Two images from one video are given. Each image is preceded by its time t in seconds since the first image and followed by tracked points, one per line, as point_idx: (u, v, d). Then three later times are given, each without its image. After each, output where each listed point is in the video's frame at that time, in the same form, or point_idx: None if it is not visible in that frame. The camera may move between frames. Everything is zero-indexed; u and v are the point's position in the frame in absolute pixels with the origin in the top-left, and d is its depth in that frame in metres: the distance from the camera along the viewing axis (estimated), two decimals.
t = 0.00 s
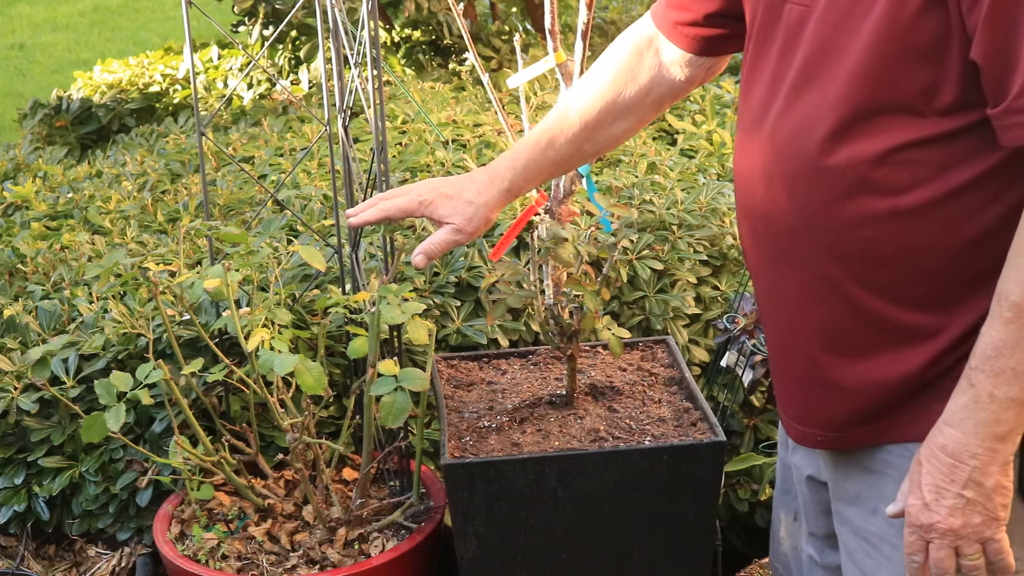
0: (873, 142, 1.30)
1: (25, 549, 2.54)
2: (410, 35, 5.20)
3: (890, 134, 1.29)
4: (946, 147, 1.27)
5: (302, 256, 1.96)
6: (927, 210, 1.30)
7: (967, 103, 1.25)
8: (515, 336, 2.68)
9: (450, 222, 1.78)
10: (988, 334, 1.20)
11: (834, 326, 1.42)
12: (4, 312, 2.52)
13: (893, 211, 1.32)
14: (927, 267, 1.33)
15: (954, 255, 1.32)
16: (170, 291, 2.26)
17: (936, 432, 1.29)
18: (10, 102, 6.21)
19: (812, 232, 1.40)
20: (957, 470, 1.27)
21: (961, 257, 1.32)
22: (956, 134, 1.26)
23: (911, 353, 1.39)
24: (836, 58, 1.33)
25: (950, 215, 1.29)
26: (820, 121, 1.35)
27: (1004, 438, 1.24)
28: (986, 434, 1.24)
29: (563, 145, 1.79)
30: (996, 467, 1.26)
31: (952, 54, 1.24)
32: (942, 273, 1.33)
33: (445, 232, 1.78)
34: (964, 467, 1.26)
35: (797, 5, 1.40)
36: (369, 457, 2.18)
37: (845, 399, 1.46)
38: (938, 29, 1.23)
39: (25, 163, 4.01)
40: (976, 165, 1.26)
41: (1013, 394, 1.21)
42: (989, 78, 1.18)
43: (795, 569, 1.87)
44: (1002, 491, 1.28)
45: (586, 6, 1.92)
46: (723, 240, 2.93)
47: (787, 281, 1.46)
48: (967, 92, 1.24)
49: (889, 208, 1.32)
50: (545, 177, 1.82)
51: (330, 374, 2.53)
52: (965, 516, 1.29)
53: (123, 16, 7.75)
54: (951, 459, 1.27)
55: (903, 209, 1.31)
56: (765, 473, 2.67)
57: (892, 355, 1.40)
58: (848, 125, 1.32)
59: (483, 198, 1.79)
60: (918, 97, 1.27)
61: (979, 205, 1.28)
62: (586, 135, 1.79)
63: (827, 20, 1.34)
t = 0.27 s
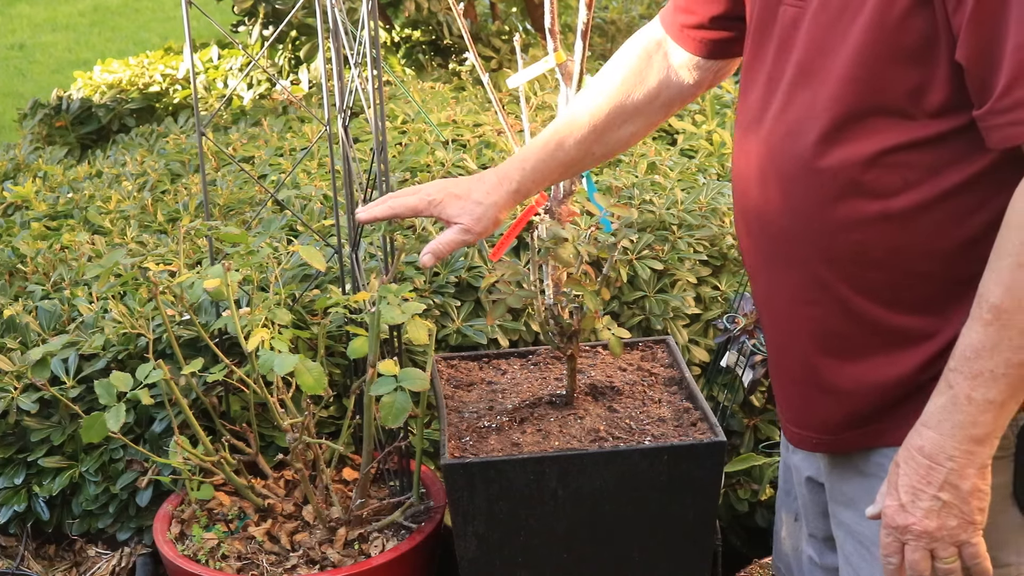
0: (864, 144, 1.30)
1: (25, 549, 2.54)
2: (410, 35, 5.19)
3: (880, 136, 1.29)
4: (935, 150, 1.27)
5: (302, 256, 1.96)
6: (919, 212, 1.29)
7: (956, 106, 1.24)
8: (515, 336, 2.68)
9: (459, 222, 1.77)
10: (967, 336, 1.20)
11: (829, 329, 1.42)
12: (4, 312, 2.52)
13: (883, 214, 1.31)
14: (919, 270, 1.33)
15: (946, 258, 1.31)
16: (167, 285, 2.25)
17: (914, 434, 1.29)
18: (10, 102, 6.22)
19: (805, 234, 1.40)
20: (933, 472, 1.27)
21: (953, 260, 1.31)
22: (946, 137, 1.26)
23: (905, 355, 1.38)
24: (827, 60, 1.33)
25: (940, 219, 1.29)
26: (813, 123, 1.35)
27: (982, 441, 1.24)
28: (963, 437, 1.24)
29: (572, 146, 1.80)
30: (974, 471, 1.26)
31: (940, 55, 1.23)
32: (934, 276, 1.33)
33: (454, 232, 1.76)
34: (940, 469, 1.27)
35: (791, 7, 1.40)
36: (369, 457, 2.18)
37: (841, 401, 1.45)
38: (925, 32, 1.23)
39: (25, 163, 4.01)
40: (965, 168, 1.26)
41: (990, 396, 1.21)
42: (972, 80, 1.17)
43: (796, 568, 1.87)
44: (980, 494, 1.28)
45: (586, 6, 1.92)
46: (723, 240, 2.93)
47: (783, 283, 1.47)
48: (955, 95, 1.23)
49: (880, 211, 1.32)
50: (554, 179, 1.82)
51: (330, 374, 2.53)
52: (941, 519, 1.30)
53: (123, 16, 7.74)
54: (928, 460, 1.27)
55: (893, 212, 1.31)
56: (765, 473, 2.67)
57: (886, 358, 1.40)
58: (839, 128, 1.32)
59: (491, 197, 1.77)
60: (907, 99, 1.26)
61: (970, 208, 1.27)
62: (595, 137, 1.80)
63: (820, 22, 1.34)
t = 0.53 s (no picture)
0: (850, 148, 1.29)
1: (25, 549, 2.54)
2: (410, 34, 5.20)
3: (866, 141, 1.28)
4: (921, 156, 1.25)
5: (302, 255, 1.96)
6: (906, 217, 1.29)
7: (941, 111, 1.22)
8: (515, 336, 2.68)
9: (545, 235, 1.76)
10: (943, 340, 1.19)
11: (820, 330, 1.42)
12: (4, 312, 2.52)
13: (870, 219, 1.31)
14: (908, 275, 1.32)
15: (934, 263, 1.30)
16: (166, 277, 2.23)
17: (889, 436, 1.27)
18: (10, 102, 6.23)
19: (795, 236, 1.40)
20: (906, 474, 1.25)
21: (942, 266, 1.30)
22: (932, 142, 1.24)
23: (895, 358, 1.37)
24: (816, 61, 1.32)
25: (928, 224, 1.28)
26: (802, 125, 1.34)
27: (955, 445, 1.22)
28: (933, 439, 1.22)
29: (652, 155, 1.78)
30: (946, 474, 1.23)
31: (924, 60, 1.21)
32: (923, 282, 1.32)
33: (540, 246, 1.75)
34: (912, 472, 1.24)
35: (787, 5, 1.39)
36: (369, 457, 2.18)
37: (833, 402, 1.45)
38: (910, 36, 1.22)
39: (25, 163, 4.01)
40: (951, 174, 1.24)
41: (964, 401, 1.19)
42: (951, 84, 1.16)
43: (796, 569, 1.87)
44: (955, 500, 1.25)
45: (587, 7, 1.92)
46: (723, 240, 2.93)
47: (775, 283, 1.46)
48: (940, 100, 1.22)
49: (867, 216, 1.31)
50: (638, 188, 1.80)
51: (330, 374, 2.53)
52: (911, 522, 1.27)
53: (123, 16, 7.73)
54: (900, 462, 1.25)
55: (879, 217, 1.30)
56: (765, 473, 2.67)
57: (877, 361, 1.39)
58: (826, 131, 1.31)
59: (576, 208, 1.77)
60: (892, 103, 1.25)
61: (956, 215, 1.26)
62: (673, 145, 1.77)
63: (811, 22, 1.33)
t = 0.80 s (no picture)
0: (823, 148, 1.29)
1: (25, 549, 2.54)
2: (410, 34, 5.20)
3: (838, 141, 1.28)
4: (894, 158, 1.25)
5: (302, 256, 1.96)
6: (880, 218, 1.29)
7: (913, 112, 1.22)
8: (515, 336, 2.68)
9: (700, 275, 1.89)
10: (865, 315, 1.22)
11: (802, 324, 1.44)
12: (4, 312, 2.52)
13: (845, 218, 1.32)
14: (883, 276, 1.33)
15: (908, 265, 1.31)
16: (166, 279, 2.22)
17: (796, 392, 1.30)
18: (10, 102, 6.24)
19: (777, 232, 1.41)
20: (806, 428, 1.28)
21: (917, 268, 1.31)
22: (905, 145, 1.24)
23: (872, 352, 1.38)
24: (797, 57, 1.32)
25: (902, 226, 1.29)
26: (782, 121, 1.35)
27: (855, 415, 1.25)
28: (838, 405, 1.25)
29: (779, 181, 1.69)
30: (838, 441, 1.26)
31: (894, 62, 1.21)
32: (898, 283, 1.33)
33: (702, 287, 1.88)
34: (809, 428, 1.27)
35: None
36: (369, 457, 2.18)
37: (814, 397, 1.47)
38: (883, 36, 1.21)
39: (25, 163, 4.01)
40: (924, 177, 1.24)
41: (871, 376, 1.22)
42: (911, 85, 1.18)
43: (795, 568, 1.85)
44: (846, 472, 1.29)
45: (586, 7, 1.92)
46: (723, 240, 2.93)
47: (761, 276, 1.48)
48: (912, 102, 1.21)
49: (842, 216, 1.32)
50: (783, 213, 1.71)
51: (330, 374, 2.53)
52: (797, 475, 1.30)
53: (122, 16, 7.73)
54: (800, 417, 1.28)
55: (854, 217, 1.31)
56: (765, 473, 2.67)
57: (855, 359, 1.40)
58: (801, 129, 1.31)
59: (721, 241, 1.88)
60: (865, 104, 1.25)
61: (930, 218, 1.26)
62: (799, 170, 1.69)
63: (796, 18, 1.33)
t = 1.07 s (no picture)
0: (796, 143, 1.33)
1: (25, 549, 2.54)
2: (410, 34, 5.20)
3: (809, 136, 1.31)
4: (861, 157, 1.28)
5: (302, 256, 1.96)
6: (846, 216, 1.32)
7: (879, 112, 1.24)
8: (515, 336, 2.68)
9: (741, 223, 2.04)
10: (766, 246, 1.26)
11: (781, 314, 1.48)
12: (4, 312, 2.52)
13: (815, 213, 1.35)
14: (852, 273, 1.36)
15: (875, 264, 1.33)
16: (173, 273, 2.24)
17: (693, 276, 1.35)
18: (10, 102, 6.25)
19: (758, 222, 1.45)
20: (693, 321, 1.34)
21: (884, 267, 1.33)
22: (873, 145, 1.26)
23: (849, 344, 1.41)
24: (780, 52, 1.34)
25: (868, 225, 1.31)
26: (764, 114, 1.38)
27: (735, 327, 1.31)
28: (722, 316, 1.30)
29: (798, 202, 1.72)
30: (712, 346, 1.34)
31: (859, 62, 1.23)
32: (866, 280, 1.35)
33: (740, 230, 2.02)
34: (689, 321, 1.34)
35: None
36: (369, 457, 2.18)
37: (794, 385, 1.51)
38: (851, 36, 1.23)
39: (25, 163, 4.01)
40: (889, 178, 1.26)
41: (754, 305, 1.27)
42: (859, 86, 1.21)
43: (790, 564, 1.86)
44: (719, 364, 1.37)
45: (586, 7, 1.92)
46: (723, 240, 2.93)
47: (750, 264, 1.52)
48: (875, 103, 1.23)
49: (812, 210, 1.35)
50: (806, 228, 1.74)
51: (330, 374, 2.53)
52: (675, 353, 1.40)
53: (123, 16, 7.72)
54: (683, 305, 1.35)
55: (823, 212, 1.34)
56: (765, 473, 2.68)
57: (829, 352, 1.43)
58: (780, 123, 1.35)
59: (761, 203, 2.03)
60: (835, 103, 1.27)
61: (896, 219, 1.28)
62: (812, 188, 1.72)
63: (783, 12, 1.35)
